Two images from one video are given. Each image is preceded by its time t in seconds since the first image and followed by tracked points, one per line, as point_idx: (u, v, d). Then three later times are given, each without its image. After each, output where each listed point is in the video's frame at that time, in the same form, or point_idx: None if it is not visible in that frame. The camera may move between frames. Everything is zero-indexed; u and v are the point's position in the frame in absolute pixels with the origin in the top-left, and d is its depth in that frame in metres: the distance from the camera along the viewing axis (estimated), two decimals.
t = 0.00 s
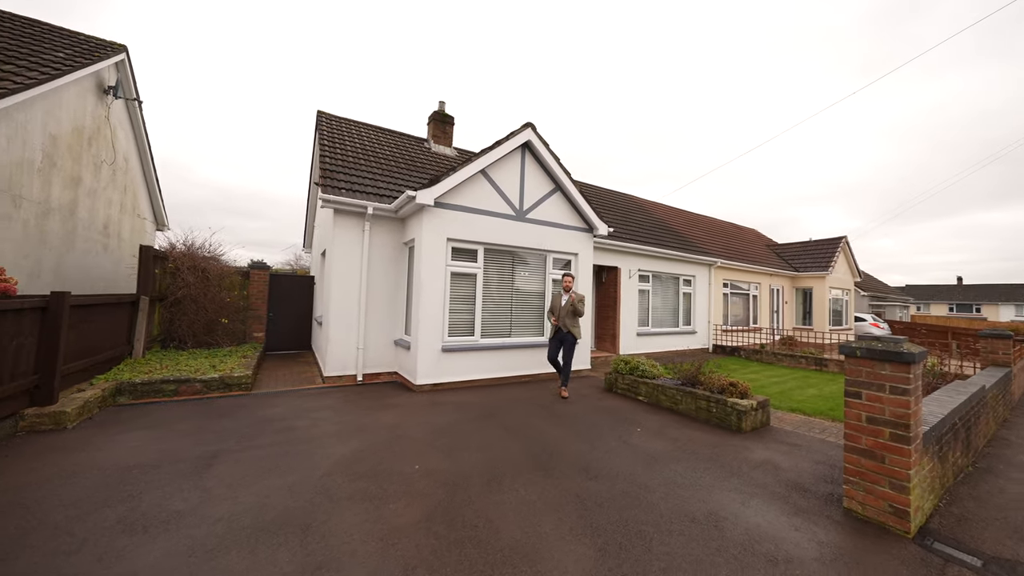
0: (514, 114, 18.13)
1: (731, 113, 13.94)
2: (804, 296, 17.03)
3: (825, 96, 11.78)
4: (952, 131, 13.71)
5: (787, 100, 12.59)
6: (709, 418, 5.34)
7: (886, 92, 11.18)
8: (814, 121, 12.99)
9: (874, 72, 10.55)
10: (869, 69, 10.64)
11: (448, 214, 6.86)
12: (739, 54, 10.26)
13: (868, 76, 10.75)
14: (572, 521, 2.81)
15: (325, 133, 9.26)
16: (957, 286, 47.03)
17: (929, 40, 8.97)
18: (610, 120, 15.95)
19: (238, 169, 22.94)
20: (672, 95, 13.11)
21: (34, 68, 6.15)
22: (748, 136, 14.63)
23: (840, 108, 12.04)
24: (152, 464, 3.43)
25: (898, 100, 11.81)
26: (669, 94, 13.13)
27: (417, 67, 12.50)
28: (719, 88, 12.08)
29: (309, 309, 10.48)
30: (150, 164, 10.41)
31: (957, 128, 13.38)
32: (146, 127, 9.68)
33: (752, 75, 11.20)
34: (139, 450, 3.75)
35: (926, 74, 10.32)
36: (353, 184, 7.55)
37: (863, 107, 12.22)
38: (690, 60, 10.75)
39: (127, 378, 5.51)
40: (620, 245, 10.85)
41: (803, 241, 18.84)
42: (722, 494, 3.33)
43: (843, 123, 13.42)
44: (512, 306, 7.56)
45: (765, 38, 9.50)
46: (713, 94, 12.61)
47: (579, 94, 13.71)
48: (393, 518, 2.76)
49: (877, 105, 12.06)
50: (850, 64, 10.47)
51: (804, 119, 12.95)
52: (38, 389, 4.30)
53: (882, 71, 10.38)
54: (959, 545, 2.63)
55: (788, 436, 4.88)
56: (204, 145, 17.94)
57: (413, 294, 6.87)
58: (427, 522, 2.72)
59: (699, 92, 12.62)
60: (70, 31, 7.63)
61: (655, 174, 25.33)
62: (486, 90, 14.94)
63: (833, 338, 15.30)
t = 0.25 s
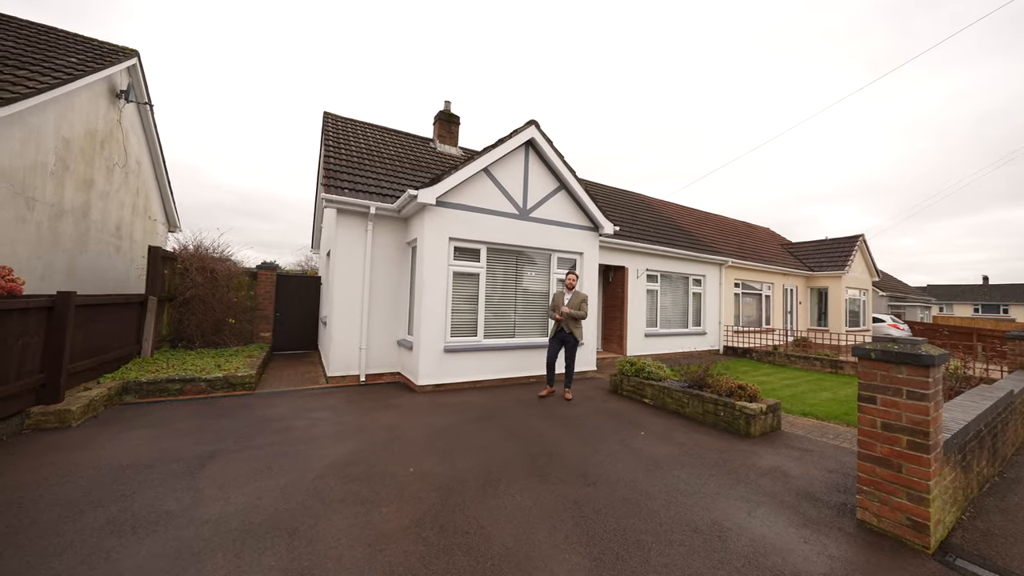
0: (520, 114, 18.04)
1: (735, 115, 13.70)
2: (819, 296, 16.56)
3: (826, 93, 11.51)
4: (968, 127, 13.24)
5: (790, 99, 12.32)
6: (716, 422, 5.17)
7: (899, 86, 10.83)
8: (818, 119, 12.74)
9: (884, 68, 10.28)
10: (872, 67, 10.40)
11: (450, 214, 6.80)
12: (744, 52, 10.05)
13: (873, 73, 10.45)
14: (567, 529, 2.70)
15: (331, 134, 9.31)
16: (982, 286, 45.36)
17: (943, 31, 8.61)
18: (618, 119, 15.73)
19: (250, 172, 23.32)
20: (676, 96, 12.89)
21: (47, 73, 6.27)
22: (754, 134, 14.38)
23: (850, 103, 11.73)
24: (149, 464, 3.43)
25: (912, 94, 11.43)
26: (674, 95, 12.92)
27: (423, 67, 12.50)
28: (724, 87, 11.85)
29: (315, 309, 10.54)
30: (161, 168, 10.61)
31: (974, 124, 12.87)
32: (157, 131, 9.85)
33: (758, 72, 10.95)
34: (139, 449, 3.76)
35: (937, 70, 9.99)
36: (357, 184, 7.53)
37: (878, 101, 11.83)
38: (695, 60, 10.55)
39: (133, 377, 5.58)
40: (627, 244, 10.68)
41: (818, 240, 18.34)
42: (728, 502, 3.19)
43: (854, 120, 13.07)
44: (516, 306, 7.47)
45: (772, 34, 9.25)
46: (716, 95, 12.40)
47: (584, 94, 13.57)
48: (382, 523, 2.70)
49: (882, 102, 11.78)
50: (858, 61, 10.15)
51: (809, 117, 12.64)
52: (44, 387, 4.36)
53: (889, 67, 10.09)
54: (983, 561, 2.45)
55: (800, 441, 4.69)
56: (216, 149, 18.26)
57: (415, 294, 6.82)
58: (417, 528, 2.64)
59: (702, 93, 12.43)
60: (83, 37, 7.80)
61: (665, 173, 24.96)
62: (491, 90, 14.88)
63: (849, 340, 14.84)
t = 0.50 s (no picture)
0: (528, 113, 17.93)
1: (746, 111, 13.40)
2: (835, 296, 16.08)
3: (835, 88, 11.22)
4: (991, 121, 12.73)
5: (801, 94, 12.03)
6: (724, 426, 5.00)
7: (917, 78, 10.46)
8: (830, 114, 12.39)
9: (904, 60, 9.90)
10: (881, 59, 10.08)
11: (452, 213, 6.75)
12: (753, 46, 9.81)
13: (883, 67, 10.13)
14: (561, 536, 2.61)
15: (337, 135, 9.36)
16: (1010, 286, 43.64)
17: (960, 19, 8.24)
18: (626, 117, 15.53)
19: (263, 174, 23.71)
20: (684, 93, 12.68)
21: (60, 78, 6.42)
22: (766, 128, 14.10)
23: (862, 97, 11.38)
24: (147, 463, 3.44)
25: (929, 87, 11.03)
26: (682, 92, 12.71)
27: (429, 67, 12.50)
28: (733, 83, 11.62)
29: (322, 309, 10.60)
30: (174, 170, 10.81)
31: (998, 118, 12.35)
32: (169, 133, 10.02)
33: (768, 65, 10.70)
34: (139, 449, 3.78)
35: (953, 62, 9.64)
36: (360, 184, 7.54)
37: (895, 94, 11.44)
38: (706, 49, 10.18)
39: (140, 376, 5.66)
40: (634, 243, 10.51)
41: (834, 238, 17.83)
42: (732, 511, 3.05)
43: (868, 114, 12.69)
44: (520, 307, 7.39)
45: (781, 26, 9.00)
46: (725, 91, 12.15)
47: (591, 92, 13.43)
48: (372, 527, 2.64)
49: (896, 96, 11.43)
50: (869, 55, 9.84)
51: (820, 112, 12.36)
52: (51, 386, 4.44)
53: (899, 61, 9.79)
54: None
55: (811, 447, 4.50)
56: (229, 152, 18.60)
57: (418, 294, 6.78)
58: (406, 533, 2.58)
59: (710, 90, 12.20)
60: (97, 43, 7.98)
61: (676, 171, 24.57)
62: (498, 89, 14.83)
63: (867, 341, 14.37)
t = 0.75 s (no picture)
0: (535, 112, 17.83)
1: (757, 107, 13.07)
2: (852, 296, 15.61)
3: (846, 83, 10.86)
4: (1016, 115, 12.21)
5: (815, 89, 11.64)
6: (732, 430, 4.84)
7: (936, 70, 10.06)
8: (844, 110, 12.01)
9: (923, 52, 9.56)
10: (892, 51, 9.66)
11: (455, 212, 6.70)
12: (763, 40, 9.54)
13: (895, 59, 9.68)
14: (555, 544, 2.52)
15: (343, 136, 9.42)
16: None
17: (979, 7, 7.89)
18: (635, 115, 15.30)
19: (275, 177, 24.08)
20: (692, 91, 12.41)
21: (72, 83, 6.56)
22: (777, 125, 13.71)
23: (877, 91, 11.02)
24: (145, 462, 3.46)
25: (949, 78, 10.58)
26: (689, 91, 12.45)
27: (435, 67, 12.51)
28: (742, 79, 11.33)
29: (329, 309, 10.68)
30: (185, 173, 11.01)
31: None
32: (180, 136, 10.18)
33: (780, 59, 10.39)
34: (140, 447, 3.82)
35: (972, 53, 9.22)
36: (364, 184, 7.53)
37: (914, 87, 11.02)
38: (714, 49, 9.96)
39: (148, 375, 5.75)
40: (642, 242, 10.35)
41: (851, 237, 17.33)
42: (738, 520, 2.92)
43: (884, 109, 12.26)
44: (523, 307, 7.31)
45: (792, 19, 8.73)
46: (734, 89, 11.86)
47: (598, 90, 13.26)
48: (362, 530, 2.59)
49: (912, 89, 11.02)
50: (886, 48, 9.51)
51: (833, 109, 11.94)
52: (60, 384, 4.52)
53: (913, 53, 9.39)
54: None
55: (824, 453, 4.32)
56: (241, 155, 18.92)
57: (421, 294, 6.76)
58: (397, 538, 2.52)
59: (720, 88, 11.89)
60: (109, 48, 8.15)
61: (686, 169, 24.17)
62: (504, 89, 14.75)
63: (886, 342, 13.90)
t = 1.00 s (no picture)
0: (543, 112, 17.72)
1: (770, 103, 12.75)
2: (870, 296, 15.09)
3: (854, 81, 10.57)
4: None
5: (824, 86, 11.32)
6: (740, 435, 4.68)
7: (960, 61, 9.68)
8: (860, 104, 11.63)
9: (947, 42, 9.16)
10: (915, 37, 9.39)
11: (458, 211, 6.65)
12: (775, 34, 9.30)
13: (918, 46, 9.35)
14: (550, 553, 2.43)
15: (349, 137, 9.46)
16: None
17: None
18: (644, 112, 15.07)
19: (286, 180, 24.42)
20: (700, 88, 12.18)
21: (88, 88, 6.72)
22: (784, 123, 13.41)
23: (897, 84, 10.62)
24: (145, 460, 3.47)
25: (973, 69, 10.16)
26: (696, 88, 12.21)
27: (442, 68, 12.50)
28: (753, 74, 11.06)
29: (336, 309, 10.75)
30: (197, 176, 11.20)
31: None
32: (191, 139, 10.36)
33: (793, 51, 10.11)
34: (142, 445, 3.84)
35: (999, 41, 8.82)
36: (368, 184, 7.53)
37: (936, 78, 10.59)
38: (725, 43, 9.72)
39: (155, 373, 5.83)
40: (650, 241, 10.16)
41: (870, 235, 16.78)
42: (743, 529, 2.79)
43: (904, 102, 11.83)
44: (527, 307, 7.22)
45: (807, 10, 8.45)
46: (745, 84, 11.60)
47: (607, 88, 13.06)
48: (352, 533, 2.54)
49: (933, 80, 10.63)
50: (907, 39, 9.15)
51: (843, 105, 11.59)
52: (68, 381, 4.60)
53: (939, 38, 9.00)
54: None
55: (838, 460, 4.14)
56: (253, 158, 19.24)
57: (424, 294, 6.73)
58: (387, 542, 2.46)
59: (732, 83, 11.61)
60: (123, 54, 8.34)
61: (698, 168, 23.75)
62: (511, 88, 14.69)
63: (907, 344, 13.40)
